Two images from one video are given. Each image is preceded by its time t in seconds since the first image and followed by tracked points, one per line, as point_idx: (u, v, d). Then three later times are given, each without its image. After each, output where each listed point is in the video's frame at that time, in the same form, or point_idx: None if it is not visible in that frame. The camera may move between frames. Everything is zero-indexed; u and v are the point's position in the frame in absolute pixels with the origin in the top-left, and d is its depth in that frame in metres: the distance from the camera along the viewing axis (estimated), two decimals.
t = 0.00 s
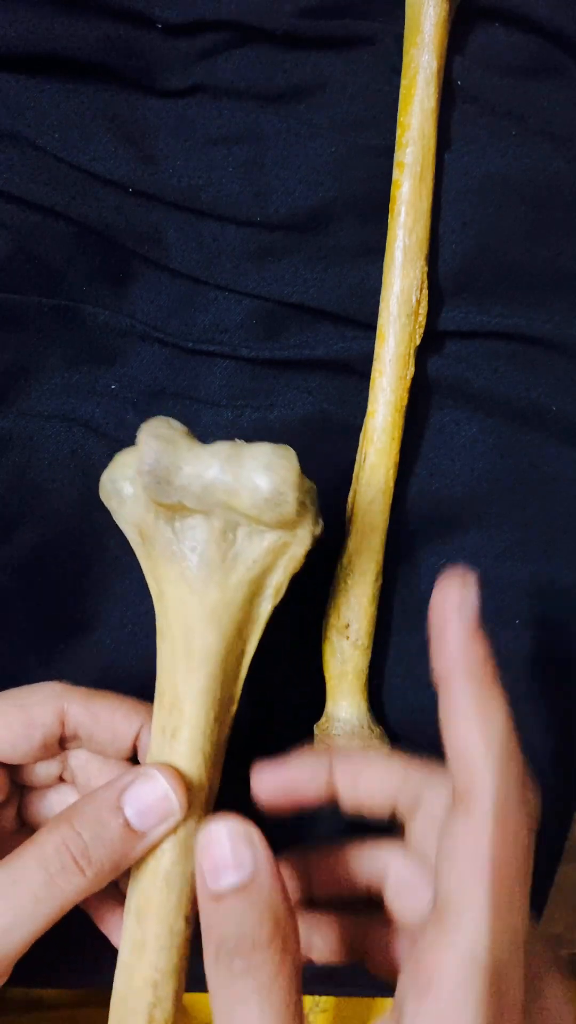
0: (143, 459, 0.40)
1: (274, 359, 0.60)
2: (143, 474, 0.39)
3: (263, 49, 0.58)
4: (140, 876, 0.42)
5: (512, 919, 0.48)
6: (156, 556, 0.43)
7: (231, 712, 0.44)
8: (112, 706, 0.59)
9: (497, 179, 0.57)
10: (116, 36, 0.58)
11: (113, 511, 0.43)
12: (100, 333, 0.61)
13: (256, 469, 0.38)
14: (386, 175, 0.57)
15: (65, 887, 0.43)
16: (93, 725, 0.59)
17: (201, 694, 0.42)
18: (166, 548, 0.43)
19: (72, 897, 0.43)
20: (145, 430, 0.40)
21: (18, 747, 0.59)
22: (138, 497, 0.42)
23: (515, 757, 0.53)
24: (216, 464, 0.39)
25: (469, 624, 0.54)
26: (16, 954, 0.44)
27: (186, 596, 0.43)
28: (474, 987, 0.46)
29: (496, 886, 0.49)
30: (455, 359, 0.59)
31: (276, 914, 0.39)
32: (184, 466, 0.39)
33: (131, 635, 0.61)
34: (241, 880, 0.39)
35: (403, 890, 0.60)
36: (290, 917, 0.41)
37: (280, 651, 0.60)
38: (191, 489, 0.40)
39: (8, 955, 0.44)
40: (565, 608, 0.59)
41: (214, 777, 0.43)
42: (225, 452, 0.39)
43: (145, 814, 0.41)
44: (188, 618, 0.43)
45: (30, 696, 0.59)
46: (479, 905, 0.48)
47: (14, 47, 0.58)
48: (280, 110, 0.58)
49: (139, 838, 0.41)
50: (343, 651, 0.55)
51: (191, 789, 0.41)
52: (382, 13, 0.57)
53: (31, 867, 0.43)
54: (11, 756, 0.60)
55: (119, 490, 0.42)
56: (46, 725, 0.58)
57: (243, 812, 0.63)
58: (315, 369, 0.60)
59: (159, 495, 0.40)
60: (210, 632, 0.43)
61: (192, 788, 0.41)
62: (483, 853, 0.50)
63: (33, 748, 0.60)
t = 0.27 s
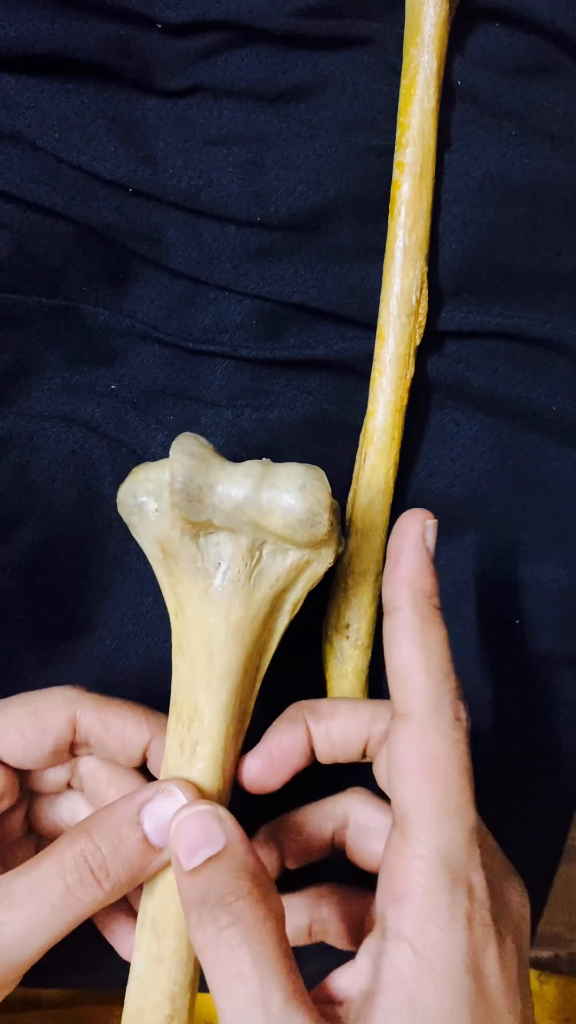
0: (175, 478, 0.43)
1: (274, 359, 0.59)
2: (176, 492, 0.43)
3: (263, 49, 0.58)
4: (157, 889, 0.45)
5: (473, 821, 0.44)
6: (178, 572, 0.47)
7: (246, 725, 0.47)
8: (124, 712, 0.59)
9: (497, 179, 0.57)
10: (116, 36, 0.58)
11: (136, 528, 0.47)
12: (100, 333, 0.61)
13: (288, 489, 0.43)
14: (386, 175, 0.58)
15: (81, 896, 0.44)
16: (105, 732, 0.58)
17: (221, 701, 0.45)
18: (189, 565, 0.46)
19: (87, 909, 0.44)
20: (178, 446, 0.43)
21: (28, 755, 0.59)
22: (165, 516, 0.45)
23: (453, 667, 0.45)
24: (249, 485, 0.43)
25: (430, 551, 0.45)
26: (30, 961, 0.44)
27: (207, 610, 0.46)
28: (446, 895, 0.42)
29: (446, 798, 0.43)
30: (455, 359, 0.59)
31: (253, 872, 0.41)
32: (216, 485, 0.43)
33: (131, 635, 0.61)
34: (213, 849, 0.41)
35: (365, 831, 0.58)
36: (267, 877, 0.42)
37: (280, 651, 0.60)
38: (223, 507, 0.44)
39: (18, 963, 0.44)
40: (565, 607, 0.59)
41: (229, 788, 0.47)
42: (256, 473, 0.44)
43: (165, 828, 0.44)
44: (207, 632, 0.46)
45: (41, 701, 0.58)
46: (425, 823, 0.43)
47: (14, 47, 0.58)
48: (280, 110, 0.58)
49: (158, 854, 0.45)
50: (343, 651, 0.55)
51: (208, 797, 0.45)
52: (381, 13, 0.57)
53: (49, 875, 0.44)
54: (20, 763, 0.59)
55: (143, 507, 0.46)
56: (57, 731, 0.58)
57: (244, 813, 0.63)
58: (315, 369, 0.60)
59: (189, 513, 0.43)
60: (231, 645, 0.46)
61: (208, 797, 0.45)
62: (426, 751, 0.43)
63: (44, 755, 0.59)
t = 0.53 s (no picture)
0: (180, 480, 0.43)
1: (274, 358, 0.59)
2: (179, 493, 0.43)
3: (263, 49, 0.58)
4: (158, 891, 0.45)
5: (442, 807, 0.44)
6: (181, 574, 0.46)
7: (249, 727, 0.47)
8: (127, 716, 0.59)
9: (497, 179, 0.57)
10: (116, 36, 0.58)
11: (139, 531, 0.47)
12: (100, 333, 0.61)
13: (291, 492, 0.43)
14: (386, 175, 0.58)
15: (84, 898, 0.44)
16: (108, 735, 0.58)
17: (224, 703, 0.45)
18: (193, 567, 0.46)
19: (89, 911, 0.44)
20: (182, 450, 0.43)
21: (31, 755, 0.59)
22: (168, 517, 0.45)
23: (408, 664, 0.45)
24: (252, 487, 0.43)
25: (378, 554, 0.46)
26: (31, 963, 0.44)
27: (211, 613, 0.46)
28: (425, 880, 0.43)
29: (412, 786, 0.44)
30: (455, 359, 0.59)
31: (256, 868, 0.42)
32: (221, 488, 0.44)
33: (131, 635, 0.61)
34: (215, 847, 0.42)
35: (356, 816, 0.57)
36: (267, 876, 0.42)
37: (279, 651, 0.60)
38: (226, 510, 0.44)
39: (20, 965, 0.44)
40: (565, 608, 0.59)
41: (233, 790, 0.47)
42: (259, 476, 0.44)
43: (167, 830, 0.44)
44: (211, 635, 0.46)
45: (45, 703, 0.58)
46: (395, 810, 0.43)
47: (14, 47, 0.58)
48: (280, 110, 0.58)
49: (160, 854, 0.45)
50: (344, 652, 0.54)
51: (211, 799, 0.45)
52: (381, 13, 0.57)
53: (51, 876, 0.44)
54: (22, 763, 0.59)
55: (147, 508, 0.46)
56: (61, 733, 0.58)
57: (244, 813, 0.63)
58: (314, 369, 0.60)
59: (193, 516, 0.43)
60: (234, 648, 0.46)
61: (211, 799, 0.45)
62: (389, 741, 0.44)
63: (47, 757, 0.59)
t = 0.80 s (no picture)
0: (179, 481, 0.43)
1: (274, 358, 0.59)
2: (178, 494, 0.43)
3: (263, 49, 0.58)
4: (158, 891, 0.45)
5: (445, 806, 0.44)
6: (180, 574, 0.46)
7: (249, 727, 0.47)
8: (126, 716, 0.59)
9: (497, 180, 0.57)
10: (116, 36, 0.58)
11: (138, 532, 0.47)
12: (100, 333, 0.61)
13: (290, 493, 0.43)
14: (386, 175, 0.57)
15: (84, 898, 0.44)
16: (106, 735, 0.58)
17: (223, 703, 0.45)
18: (191, 566, 0.46)
19: (88, 911, 0.44)
20: (181, 450, 0.43)
21: (30, 755, 0.58)
22: (167, 517, 0.45)
23: (408, 660, 0.45)
24: (251, 487, 0.43)
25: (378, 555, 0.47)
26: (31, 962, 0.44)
27: (210, 613, 0.46)
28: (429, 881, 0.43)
29: (416, 786, 0.44)
30: (455, 359, 0.59)
31: (256, 866, 0.42)
32: (220, 488, 0.43)
33: (131, 635, 0.61)
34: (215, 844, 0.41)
35: (357, 815, 0.58)
36: (268, 875, 0.42)
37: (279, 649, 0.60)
38: (226, 510, 0.44)
39: (20, 965, 0.44)
40: (566, 608, 0.59)
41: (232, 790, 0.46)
42: (258, 476, 0.44)
43: (166, 830, 0.44)
44: (210, 635, 0.46)
45: (44, 703, 0.58)
46: (398, 810, 0.43)
47: (14, 47, 0.58)
48: (280, 110, 0.58)
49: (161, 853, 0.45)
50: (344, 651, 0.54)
51: (210, 799, 0.45)
52: (381, 13, 0.57)
53: (51, 877, 0.44)
54: (21, 764, 0.59)
55: (145, 509, 0.46)
56: (59, 733, 0.58)
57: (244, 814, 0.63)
58: (315, 369, 0.60)
59: (192, 516, 0.43)
60: (234, 648, 0.46)
61: (210, 799, 0.45)
62: (393, 744, 0.44)
63: (46, 756, 0.59)
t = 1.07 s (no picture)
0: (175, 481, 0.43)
1: (274, 358, 0.59)
2: (175, 493, 0.43)
3: (263, 49, 0.58)
4: (157, 891, 0.45)
5: (452, 807, 0.44)
6: (178, 574, 0.47)
7: (248, 727, 0.47)
8: (125, 716, 0.59)
9: (497, 180, 0.57)
10: (116, 36, 0.58)
11: (136, 531, 0.47)
12: (100, 333, 0.61)
13: (287, 492, 0.43)
14: (386, 175, 0.57)
15: (81, 898, 0.44)
16: (106, 735, 0.59)
17: (221, 703, 0.45)
18: (189, 566, 0.46)
19: (86, 911, 0.44)
20: (177, 450, 0.43)
21: (30, 755, 0.58)
22: (164, 517, 0.45)
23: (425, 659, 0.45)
24: (248, 486, 0.43)
25: (399, 553, 0.46)
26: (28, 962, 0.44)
27: (208, 613, 0.46)
28: (433, 880, 0.43)
29: (428, 785, 0.43)
30: (455, 359, 0.59)
31: (253, 865, 0.41)
32: (216, 487, 0.44)
33: (131, 635, 0.61)
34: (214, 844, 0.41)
35: (356, 815, 0.58)
36: (266, 875, 0.42)
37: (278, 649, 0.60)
38: (223, 510, 0.44)
39: (18, 965, 0.44)
40: (566, 608, 0.59)
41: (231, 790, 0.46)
42: (255, 476, 0.44)
43: (165, 830, 0.44)
44: (208, 635, 0.46)
45: (44, 702, 0.58)
46: (409, 808, 0.43)
47: (14, 47, 0.58)
48: (281, 110, 0.58)
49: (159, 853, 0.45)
50: (343, 651, 0.54)
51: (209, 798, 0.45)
52: (381, 13, 0.57)
53: (49, 876, 0.44)
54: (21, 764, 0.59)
55: (143, 508, 0.46)
56: (58, 733, 0.58)
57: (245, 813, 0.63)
58: (315, 369, 0.60)
59: (189, 515, 0.43)
60: (232, 648, 0.46)
61: (208, 799, 0.45)
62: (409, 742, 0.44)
63: (46, 756, 0.59)
